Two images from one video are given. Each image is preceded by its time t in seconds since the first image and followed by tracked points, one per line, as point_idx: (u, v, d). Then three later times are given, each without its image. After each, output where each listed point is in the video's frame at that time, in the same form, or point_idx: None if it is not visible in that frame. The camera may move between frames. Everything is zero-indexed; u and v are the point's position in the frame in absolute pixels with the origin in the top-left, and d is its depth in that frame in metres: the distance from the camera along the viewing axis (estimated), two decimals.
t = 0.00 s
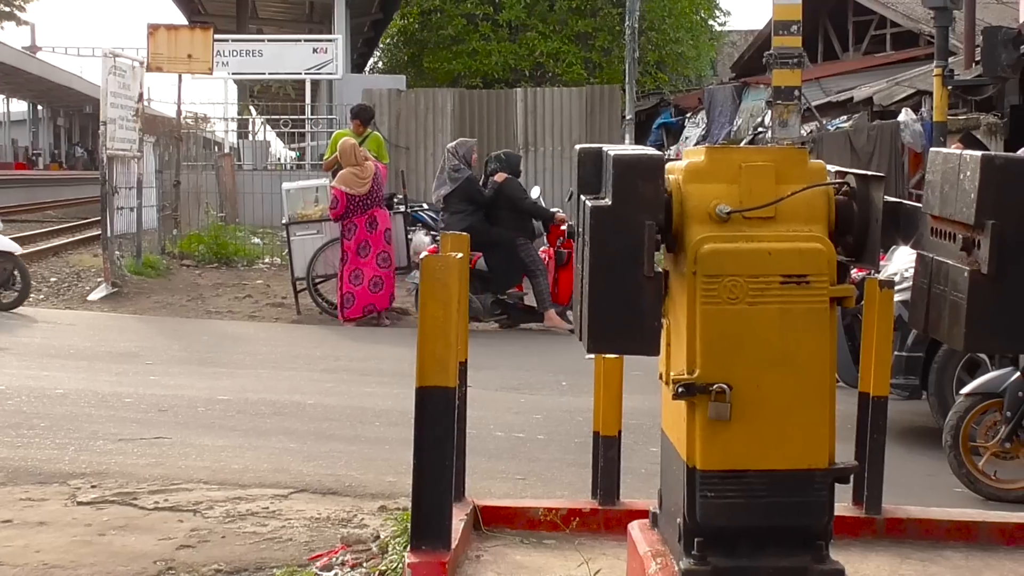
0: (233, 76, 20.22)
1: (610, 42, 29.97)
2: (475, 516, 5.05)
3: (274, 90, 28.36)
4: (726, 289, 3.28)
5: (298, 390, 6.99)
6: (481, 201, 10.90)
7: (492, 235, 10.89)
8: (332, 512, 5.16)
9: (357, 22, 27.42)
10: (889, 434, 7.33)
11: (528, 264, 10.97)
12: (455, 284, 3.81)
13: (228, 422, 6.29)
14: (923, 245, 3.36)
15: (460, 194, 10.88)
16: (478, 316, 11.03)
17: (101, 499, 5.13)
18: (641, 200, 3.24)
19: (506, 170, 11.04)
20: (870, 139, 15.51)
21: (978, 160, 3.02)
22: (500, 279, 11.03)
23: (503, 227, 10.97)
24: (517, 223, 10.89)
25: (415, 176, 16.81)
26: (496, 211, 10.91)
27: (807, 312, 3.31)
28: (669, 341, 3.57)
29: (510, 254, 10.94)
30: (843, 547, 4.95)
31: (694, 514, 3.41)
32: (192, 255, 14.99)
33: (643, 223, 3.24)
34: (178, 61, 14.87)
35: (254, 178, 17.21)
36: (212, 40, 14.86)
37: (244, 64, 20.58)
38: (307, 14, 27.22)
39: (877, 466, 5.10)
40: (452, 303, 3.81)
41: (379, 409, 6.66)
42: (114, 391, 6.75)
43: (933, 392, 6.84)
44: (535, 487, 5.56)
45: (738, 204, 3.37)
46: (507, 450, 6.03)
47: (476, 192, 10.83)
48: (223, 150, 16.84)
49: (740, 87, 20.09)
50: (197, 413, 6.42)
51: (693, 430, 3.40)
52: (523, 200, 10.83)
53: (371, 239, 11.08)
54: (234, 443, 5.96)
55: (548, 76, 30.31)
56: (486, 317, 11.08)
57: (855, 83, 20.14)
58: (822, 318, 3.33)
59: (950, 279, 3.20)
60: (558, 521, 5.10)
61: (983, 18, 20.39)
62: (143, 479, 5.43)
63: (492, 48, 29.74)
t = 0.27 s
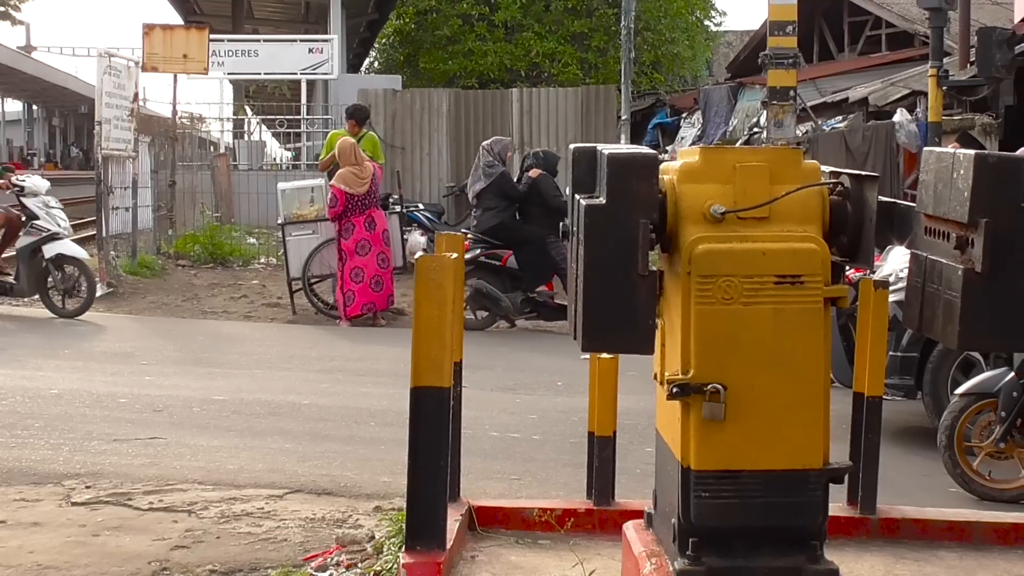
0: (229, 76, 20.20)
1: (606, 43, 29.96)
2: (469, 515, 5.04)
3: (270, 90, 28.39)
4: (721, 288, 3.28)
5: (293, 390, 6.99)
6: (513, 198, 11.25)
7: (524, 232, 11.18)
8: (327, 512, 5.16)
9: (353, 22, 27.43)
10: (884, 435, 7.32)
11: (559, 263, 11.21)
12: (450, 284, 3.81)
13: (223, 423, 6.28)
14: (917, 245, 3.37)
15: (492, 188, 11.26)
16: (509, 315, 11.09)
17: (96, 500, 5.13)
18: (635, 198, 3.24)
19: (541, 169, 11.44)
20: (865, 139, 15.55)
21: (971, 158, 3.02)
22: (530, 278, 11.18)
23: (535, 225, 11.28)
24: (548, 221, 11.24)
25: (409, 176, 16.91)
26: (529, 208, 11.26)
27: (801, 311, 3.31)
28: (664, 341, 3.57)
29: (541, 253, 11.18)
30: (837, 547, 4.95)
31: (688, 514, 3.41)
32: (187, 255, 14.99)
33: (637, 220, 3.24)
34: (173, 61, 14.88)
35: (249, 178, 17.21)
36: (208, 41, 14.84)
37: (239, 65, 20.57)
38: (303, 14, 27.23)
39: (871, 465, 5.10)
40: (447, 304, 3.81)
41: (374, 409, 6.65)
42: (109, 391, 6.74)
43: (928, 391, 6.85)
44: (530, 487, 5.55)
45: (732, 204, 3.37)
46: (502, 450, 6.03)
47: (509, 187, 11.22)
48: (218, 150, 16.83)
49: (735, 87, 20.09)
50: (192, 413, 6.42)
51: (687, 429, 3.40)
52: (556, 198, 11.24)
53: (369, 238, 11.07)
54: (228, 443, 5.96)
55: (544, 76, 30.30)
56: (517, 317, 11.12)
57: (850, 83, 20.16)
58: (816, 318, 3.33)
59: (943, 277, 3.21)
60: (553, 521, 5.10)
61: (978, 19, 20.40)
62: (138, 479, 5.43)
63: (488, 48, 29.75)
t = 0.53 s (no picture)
0: (227, 76, 20.19)
1: (604, 42, 29.97)
2: (467, 515, 5.05)
3: (269, 89, 28.38)
4: (718, 289, 3.28)
5: (291, 390, 6.98)
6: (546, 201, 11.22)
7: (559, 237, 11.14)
8: (325, 511, 5.16)
9: (351, 21, 27.45)
10: (882, 435, 7.32)
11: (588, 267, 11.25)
12: (448, 283, 3.82)
13: (221, 422, 6.28)
14: (915, 247, 3.37)
15: (523, 193, 11.15)
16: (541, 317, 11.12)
17: (94, 499, 5.13)
18: (632, 201, 3.24)
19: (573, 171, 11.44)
20: (864, 139, 15.51)
21: (969, 162, 3.02)
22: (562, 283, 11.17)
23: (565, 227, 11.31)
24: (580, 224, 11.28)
25: (408, 175, 16.84)
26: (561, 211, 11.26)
27: (798, 312, 3.31)
28: (662, 341, 3.57)
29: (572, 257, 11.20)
30: (835, 547, 4.95)
31: (685, 514, 3.41)
32: (185, 255, 15.03)
33: (635, 220, 3.24)
34: (171, 60, 14.87)
35: (247, 178, 16.93)
36: (206, 40, 14.84)
37: (237, 64, 20.59)
38: (301, 14, 27.23)
39: (869, 466, 5.10)
40: (445, 304, 3.81)
41: (371, 409, 6.65)
42: (107, 390, 6.73)
43: (926, 392, 6.84)
44: (527, 487, 5.54)
45: (730, 204, 3.37)
46: (499, 450, 6.02)
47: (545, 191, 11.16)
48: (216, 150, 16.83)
49: (733, 87, 20.08)
50: (189, 412, 6.41)
51: (685, 429, 3.40)
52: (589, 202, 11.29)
53: (367, 239, 11.06)
54: (226, 442, 5.95)
55: (542, 76, 30.29)
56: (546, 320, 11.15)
57: (848, 83, 20.15)
58: (814, 320, 3.33)
59: (942, 280, 3.21)
60: (551, 521, 5.11)
61: (976, 19, 20.40)
62: (136, 478, 5.43)
63: (485, 48, 29.75)
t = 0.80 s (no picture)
0: (225, 76, 20.18)
1: (602, 43, 29.98)
2: (465, 515, 5.05)
3: (267, 90, 28.38)
4: (717, 290, 3.28)
5: (289, 390, 6.97)
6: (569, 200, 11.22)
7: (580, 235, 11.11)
8: (323, 511, 5.16)
9: (349, 22, 27.46)
10: (881, 435, 7.32)
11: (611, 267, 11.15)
12: (447, 283, 3.82)
13: (219, 422, 6.27)
14: (913, 247, 3.37)
15: (548, 188, 11.15)
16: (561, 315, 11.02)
17: (93, 498, 5.13)
18: (631, 203, 3.25)
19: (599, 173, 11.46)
20: (862, 140, 15.53)
21: (967, 164, 3.02)
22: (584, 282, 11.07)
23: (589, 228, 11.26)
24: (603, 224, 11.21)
25: (406, 175, 16.85)
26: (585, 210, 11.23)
27: (797, 313, 3.32)
28: (660, 342, 3.57)
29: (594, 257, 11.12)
30: (834, 548, 4.95)
31: (684, 514, 3.41)
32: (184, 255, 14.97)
33: (634, 220, 3.25)
34: (169, 60, 14.86)
35: (246, 179, 16.89)
36: (204, 40, 14.83)
37: (236, 64, 20.59)
38: (299, 14, 27.25)
39: (868, 466, 5.10)
40: (443, 304, 3.82)
41: (370, 409, 6.64)
42: (105, 390, 6.72)
43: (925, 392, 6.84)
44: (525, 487, 5.54)
45: (729, 205, 3.37)
46: (497, 449, 6.00)
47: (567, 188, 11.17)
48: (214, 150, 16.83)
49: (731, 87, 20.09)
50: (188, 412, 6.41)
51: (684, 429, 3.41)
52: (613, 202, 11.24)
53: (364, 240, 11.04)
54: (225, 442, 5.94)
55: (540, 76, 30.29)
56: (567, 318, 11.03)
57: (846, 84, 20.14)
58: (812, 320, 3.33)
59: (941, 281, 3.21)
60: (549, 521, 5.11)
61: (974, 19, 20.41)
62: (134, 478, 5.43)
63: (484, 48, 29.75)
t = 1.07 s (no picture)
0: (225, 75, 20.18)
1: (602, 42, 30.00)
2: (466, 515, 5.05)
3: (267, 89, 28.38)
4: (717, 289, 3.28)
5: (290, 390, 6.96)
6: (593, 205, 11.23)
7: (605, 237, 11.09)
8: (323, 511, 5.16)
9: (349, 21, 27.46)
10: (881, 435, 7.31)
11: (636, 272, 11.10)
12: (447, 283, 3.82)
13: (219, 422, 6.26)
14: (914, 246, 3.37)
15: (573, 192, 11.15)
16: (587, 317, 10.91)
17: (93, 498, 5.13)
18: (631, 201, 3.25)
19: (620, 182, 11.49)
20: (862, 139, 15.53)
21: (968, 163, 3.02)
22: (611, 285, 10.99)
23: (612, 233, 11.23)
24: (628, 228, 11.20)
25: (406, 175, 16.82)
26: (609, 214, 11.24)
27: (797, 313, 3.32)
28: (660, 342, 3.57)
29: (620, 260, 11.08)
30: (834, 548, 4.95)
31: (684, 514, 3.41)
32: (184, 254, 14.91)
33: (634, 219, 3.25)
34: (169, 59, 14.85)
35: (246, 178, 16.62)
36: (204, 40, 14.83)
37: (236, 64, 20.58)
38: (299, 13, 27.26)
39: (868, 466, 5.10)
40: (443, 304, 3.82)
41: (370, 408, 6.63)
42: (105, 390, 6.71)
43: (925, 392, 6.84)
44: (526, 486, 5.53)
45: (729, 204, 3.37)
46: (497, 449, 5.99)
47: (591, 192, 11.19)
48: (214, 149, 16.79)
49: (731, 87, 20.09)
50: (188, 412, 6.40)
51: (684, 429, 3.40)
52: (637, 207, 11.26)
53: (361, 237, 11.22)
54: (225, 442, 5.94)
55: (540, 76, 30.28)
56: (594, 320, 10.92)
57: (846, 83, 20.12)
58: (813, 320, 3.33)
59: (942, 281, 3.21)
60: (549, 520, 5.11)
61: (975, 19, 20.40)
62: (135, 478, 5.42)
63: (484, 48, 29.75)
